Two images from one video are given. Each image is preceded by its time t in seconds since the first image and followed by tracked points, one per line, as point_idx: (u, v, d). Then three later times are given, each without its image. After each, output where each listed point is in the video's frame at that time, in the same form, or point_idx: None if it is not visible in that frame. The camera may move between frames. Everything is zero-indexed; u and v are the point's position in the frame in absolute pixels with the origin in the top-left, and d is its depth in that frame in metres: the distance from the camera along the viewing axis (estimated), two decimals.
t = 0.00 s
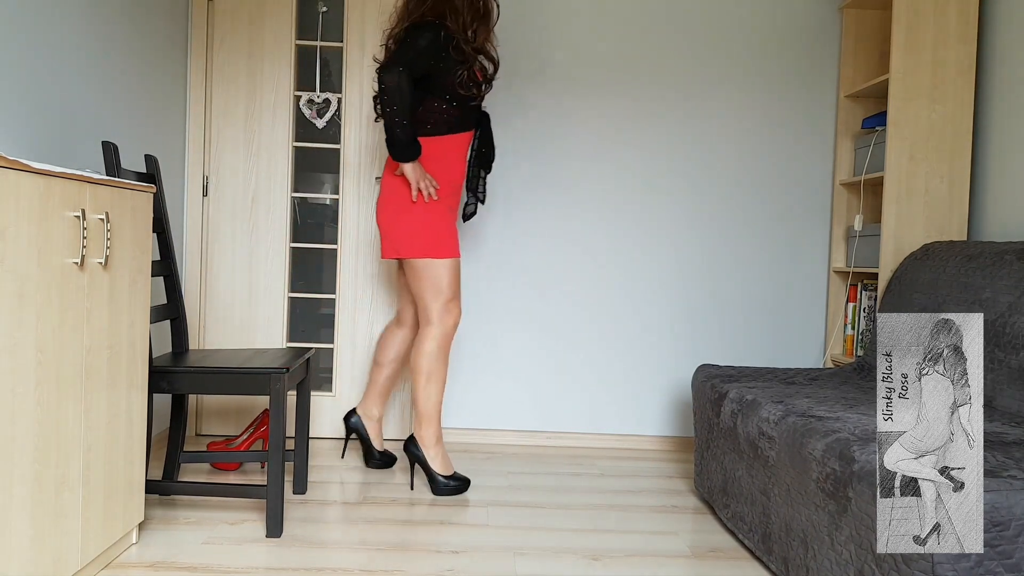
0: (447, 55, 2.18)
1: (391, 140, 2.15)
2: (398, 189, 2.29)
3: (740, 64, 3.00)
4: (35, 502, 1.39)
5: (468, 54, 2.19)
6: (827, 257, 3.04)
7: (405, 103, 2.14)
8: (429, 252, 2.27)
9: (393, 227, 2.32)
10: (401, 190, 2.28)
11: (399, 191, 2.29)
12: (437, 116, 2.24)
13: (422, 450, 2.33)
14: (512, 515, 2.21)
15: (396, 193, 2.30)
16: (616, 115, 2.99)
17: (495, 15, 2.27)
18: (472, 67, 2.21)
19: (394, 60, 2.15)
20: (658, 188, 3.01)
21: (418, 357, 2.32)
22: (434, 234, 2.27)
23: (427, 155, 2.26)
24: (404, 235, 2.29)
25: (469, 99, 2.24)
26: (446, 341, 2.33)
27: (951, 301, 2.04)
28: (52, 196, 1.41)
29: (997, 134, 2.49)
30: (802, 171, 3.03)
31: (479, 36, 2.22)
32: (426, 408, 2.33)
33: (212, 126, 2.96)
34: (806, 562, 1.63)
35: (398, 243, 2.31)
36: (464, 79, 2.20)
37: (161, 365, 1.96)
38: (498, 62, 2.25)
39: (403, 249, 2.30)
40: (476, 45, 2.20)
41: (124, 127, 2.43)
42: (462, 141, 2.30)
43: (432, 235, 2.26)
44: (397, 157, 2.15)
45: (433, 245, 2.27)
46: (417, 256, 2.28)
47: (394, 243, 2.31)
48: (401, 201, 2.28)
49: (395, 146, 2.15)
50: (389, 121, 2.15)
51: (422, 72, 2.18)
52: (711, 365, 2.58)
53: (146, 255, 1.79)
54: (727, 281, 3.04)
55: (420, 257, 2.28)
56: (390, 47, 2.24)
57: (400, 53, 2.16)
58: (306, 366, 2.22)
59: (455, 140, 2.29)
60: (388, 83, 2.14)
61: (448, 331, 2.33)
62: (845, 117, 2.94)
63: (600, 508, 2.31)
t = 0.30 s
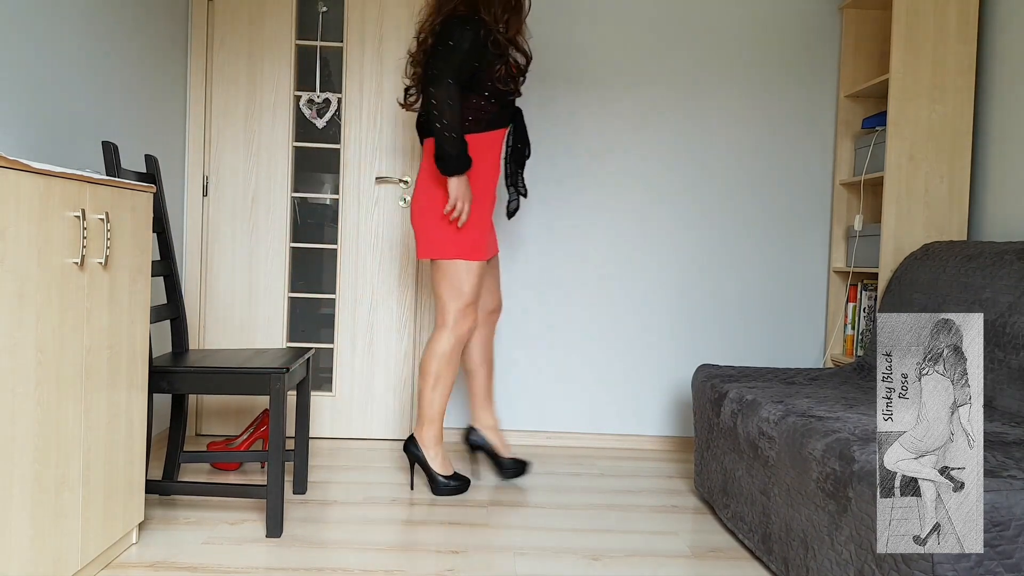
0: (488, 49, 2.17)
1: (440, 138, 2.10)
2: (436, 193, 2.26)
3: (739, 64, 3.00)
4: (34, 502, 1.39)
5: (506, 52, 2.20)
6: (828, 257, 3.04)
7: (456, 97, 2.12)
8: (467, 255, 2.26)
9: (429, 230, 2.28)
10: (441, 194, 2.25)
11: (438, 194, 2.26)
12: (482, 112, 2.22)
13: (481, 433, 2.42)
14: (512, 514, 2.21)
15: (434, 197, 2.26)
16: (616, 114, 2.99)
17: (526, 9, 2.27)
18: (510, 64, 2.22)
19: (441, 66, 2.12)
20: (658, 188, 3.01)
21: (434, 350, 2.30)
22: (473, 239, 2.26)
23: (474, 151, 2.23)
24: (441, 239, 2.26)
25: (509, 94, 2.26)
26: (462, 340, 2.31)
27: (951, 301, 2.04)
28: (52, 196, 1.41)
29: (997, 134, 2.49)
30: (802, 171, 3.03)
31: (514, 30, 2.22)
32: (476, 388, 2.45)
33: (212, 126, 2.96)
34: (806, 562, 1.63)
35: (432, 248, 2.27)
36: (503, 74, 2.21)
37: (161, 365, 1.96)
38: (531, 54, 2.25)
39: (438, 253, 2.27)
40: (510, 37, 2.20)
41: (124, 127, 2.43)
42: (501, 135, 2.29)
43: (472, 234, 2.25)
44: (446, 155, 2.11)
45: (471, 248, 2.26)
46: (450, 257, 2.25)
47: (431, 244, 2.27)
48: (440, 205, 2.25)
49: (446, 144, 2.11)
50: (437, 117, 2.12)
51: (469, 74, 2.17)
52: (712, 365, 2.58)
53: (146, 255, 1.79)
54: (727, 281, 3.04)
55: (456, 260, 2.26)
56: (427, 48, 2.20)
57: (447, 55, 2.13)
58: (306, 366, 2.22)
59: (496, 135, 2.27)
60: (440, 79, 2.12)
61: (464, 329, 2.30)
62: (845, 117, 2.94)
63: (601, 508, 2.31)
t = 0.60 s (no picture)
0: (545, 54, 2.18)
1: (498, 150, 2.13)
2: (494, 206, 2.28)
3: (739, 64, 3.00)
4: (34, 501, 1.39)
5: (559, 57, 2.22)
6: (827, 257, 3.04)
7: (517, 106, 2.14)
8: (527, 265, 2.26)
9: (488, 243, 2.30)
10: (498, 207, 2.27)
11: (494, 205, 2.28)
12: (542, 118, 2.24)
13: (531, 440, 2.50)
14: (512, 514, 2.21)
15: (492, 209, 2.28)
16: (616, 115, 2.99)
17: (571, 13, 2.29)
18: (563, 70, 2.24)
19: (503, 80, 2.14)
20: (657, 188, 3.01)
21: (484, 352, 2.32)
22: (534, 248, 2.25)
23: (533, 158, 2.25)
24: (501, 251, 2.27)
25: (566, 100, 2.27)
26: (516, 344, 2.31)
27: (951, 301, 2.04)
28: (52, 195, 1.41)
29: (997, 134, 2.49)
30: (802, 171, 3.03)
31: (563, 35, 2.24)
32: (527, 393, 2.52)
33: (212, 126, 2.96)
34: (806, 562, 1.63)
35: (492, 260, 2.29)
36: (556, 81, 2.22)
37: (161, 365, 1.96)
38: (580, 57, 2.27)
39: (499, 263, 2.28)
40: (560, 41, 2.22)
41: (125, 128, 2.43)
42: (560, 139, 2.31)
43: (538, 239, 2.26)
44: (502, 166, 2.14)
45: (531, 256, 2.25)
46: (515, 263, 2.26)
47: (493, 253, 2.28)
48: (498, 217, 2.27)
49: (504, 155, 2.14)
50: (494, 128, 2.15)
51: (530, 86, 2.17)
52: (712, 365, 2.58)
53: (146, 255, 1.79)
54: (727, 281, 3.04)
55: (517, 270, 2.26)
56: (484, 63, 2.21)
57: (507, 70, 2.14)
58: (306, 366, 2.22)
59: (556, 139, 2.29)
60: (502, 89, 2.14)
61: (520, 335, 2.30)
62: (845, 117, 2.94)
63: (600, 508, 2.31)
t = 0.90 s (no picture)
0: (583, 53, 2.16)
1: (531, 147, 2.13)
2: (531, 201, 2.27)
3: (739, 64, 3.00)
4: (34, 501, 1.39)
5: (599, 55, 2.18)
6: (827, 257, 3.04)
7: (551, 105, 2.14)
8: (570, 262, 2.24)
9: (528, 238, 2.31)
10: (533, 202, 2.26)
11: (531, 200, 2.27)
12: (579, 117, 2.21)
13: (532, 439, 2.43)
14: (513, 514, 2.21)
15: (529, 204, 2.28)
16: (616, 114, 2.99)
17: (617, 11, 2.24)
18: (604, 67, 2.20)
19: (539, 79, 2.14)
20: (657, 188, 3.01)
21: (575, 365, 2.29)
22: (575, 244, 2.23)
23: (568, 157, 2.23)
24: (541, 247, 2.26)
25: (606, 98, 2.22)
26: (597, 340, 2.30)
27: (951, 301, 2.04)
28: (52, 195, 1.41)
29: (997, 134, 2.49)
30: (802, 171, 3.03)
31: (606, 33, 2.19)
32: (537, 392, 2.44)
33: (213, 126, 2.96)
34: (806, 562, 1.63)
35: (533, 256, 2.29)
36: (596, 79, 2.18)
37: (161, 365, 1.96)
38: (625, 54, 2.22)
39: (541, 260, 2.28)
40: (603, 39, 2.18)
41: (124, 127, 2.43)
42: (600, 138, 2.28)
43: (575, 236, 2.23)
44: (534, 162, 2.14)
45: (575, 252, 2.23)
46: (556, 260, 2.24)
47: (532, 250, 2.29)
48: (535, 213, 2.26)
49: (535, 152, 2.13)
50: (529, 126, 2.16)
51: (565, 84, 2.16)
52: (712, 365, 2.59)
53: (146, 255, 1.80)
54: (727, 281, 3.04)
55: (561, 266, 2.25)
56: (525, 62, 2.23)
57: (542, 69, 2.14)
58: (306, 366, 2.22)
59: (594, 139, 2.26)
60: (538, 87, 2.15)
61: (595, 331, 2.29)
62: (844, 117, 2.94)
63: (601, 508, 2.31)
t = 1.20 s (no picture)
0: (643, 52, 2.19)
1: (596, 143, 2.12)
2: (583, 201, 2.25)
3: (739, 64, 3.00)
4: (34, 501, 1.39)
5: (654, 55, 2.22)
6: (827, 257, 3.04)
7: (617, 102, 2.13)
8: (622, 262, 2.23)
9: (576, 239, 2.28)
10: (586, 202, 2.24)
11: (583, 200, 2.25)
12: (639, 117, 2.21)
13: (544, 431, 2.48)
14: (514, 514, 2.21)
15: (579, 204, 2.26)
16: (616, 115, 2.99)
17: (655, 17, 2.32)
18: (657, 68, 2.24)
19: (606, 73, 2.13)
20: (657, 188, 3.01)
21: (611, 366, 2.30)
22: (627, 243, 2.22)
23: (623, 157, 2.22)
24: (592, 247, 2.25)
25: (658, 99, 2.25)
26: (635, 344, 2.31)
27: (951, 301, 2.03)
28: (52, 195, 1.41)
29: (997, 135, 2.49)
30: (802, 171, 3.03)
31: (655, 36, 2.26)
32: (559, 390, 2.51)
33: (213, 126, 2.96)
34: (806, 562, 1.63)
35: (583, 257, 2.28)
36: (653, 79, 2.21)
37: (161, 365, 1.96)
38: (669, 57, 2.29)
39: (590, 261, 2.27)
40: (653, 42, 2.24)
41: (125, 128, 2.43)
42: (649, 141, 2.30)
43: (630, 234, 2.22)
44: (597, 158, 2.12)
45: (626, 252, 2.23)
46: (608, 261, 2.23)
47: (583, 251, 2.27)
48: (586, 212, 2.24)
49: (601, 148, 2.12)
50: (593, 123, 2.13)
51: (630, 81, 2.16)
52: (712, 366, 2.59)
53: (146, 255, 1.79)
54: (727, 281, 3.04)
55: (612, 267, 2.24)
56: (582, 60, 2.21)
57: (609, 63, 2.13)
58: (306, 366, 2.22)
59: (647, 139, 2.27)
60: (603, 82, 2.13)
61: (635, 335, 2.31)
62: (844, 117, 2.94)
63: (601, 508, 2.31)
